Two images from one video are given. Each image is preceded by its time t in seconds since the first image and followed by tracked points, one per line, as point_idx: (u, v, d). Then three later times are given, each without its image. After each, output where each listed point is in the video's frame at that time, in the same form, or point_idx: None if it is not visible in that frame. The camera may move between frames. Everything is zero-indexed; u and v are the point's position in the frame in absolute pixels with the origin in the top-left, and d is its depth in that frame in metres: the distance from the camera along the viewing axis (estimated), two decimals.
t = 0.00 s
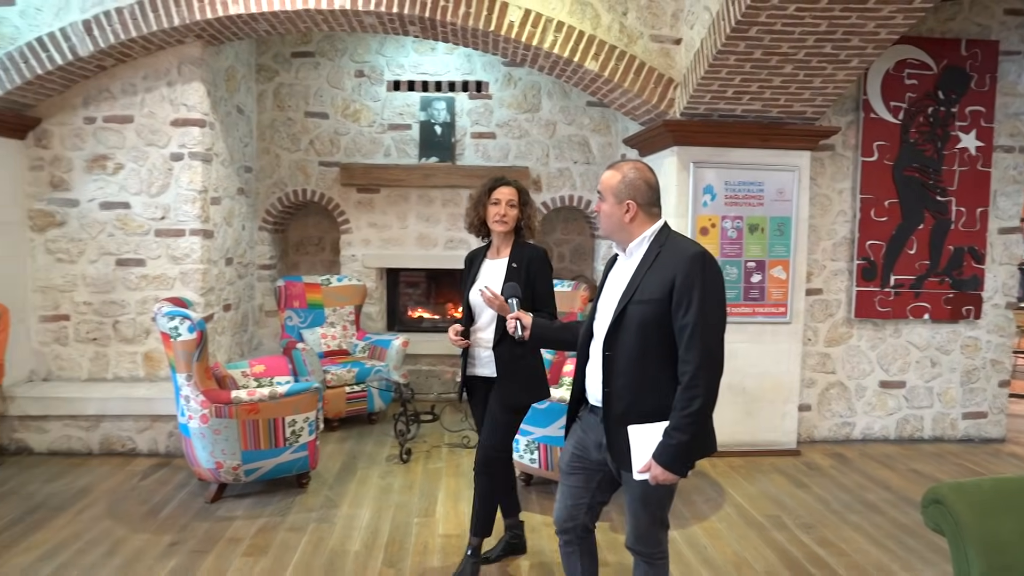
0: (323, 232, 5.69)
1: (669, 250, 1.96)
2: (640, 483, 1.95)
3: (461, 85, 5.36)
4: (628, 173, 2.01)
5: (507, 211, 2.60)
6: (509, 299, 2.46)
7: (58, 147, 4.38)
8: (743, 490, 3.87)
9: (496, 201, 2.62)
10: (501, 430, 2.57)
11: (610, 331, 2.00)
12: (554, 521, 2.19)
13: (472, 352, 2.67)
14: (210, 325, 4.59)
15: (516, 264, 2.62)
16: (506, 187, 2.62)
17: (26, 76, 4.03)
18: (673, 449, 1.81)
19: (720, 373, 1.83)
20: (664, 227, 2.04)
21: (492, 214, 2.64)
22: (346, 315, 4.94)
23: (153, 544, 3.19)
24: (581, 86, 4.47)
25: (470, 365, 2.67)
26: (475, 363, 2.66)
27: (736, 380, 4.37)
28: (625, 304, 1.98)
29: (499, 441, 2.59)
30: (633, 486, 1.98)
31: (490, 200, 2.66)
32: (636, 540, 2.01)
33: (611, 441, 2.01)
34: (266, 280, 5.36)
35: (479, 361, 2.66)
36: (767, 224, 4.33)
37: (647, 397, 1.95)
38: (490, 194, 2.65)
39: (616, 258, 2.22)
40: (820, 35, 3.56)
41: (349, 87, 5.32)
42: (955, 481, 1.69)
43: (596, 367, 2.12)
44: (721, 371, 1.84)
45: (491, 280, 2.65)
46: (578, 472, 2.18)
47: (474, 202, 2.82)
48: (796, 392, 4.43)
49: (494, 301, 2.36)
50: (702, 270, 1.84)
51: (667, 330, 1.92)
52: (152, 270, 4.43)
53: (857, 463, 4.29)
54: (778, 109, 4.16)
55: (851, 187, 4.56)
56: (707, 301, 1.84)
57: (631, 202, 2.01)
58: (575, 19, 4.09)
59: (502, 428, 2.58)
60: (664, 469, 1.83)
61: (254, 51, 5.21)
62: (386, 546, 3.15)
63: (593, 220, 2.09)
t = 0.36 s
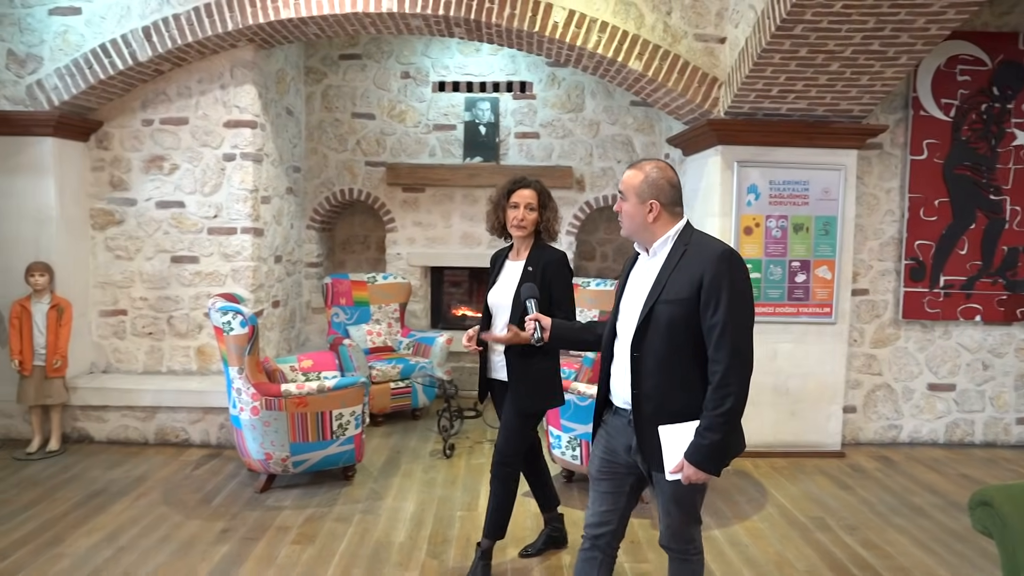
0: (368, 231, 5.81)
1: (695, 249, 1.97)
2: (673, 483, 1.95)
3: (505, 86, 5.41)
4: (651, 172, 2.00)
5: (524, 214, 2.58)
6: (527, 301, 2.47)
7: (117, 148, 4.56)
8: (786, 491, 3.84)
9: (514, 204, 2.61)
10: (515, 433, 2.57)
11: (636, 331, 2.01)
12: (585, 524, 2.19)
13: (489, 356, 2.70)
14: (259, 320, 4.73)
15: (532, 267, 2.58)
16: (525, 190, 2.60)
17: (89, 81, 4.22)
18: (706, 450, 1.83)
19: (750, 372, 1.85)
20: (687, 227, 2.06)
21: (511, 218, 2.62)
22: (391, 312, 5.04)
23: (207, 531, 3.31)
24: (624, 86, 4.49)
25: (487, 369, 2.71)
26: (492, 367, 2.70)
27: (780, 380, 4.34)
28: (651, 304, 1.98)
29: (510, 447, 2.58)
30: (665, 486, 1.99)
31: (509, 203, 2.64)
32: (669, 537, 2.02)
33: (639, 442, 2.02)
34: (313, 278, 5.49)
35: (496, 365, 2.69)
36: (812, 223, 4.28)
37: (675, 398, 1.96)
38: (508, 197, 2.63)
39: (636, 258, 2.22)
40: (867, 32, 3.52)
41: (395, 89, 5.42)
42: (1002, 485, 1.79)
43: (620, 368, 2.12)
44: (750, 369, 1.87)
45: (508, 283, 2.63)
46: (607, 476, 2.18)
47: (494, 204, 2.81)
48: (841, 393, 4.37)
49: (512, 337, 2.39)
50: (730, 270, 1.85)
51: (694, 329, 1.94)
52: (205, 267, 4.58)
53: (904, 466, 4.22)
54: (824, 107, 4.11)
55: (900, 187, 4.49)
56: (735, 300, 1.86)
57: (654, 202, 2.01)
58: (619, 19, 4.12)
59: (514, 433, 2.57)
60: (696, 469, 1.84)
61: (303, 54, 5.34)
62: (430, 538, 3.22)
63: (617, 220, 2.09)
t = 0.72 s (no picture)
0: (392, 231, 5.86)
1: (687, 248, 1.98)
2: (669, 487, 1.96)
3: (529, 87, 5.44)
4: (641, 172, 2.03)
5: (533, 216, 2.58)
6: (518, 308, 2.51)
7: (147, 150, 4.63)
8: (812, 493, 3.83)
9: (523, 206, 2.60)
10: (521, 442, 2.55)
11: (630, 333, 2.01)
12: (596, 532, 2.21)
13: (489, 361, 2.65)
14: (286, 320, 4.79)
15: (539, 270, 2.58)
16: (534, 192, 2.61)
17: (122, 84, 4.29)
18: (702, 451, 1.83)
19: (745, 371, 1.85)
20: (679, 226, 2.06)
21: (518, 219, 2.61)
22: (416, 312, 5.08)
23: (238, 527, 3.35)
24: (649, 87, 4.50)
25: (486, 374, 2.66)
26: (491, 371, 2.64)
27: (805, 382, 4.33)
28: (644, 305, 1.98)
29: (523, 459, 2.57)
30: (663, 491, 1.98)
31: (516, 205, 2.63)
32: (675, 543, 2.02)
33: (635, 444, 2.02)
34: (338, 278, 5.55)
35: (496, 371, 2.63)
36: (839, 225, 4.26)
37: (670, 399, 1.96)
38: (516, 199, 2.63)
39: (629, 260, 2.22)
40: (897, 33, 3.50)
41: (420, 90, 5.45)
42: None
43: (614, 372, 2.13)
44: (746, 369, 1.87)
45: (513, 287, 2.61)
46: (611, 482, 2.19)
47: (499, 207, 2.81)
48: (867, 395, 4.35)
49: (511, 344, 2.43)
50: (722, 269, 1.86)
51: (689, 330, 1.93)
52: (233, 268, 4.64)
53: (931, 469, 4.20)
54: (852, 108, 4.09)
55: (927, 188, 4.46)
56: (729, 299, 1.86)
57: (644, 202, 2.04)
58: (645, 21, 4.13)
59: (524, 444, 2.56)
60: (693, 471, 1.85)
61: (328, 56, 5.39)
62: (458, 537, 3.25)
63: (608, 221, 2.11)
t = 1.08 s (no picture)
0: (403, 231, 5.86)
1: (673, 244, 1.96)
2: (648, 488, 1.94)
3: (541, 87, 5.44)
4: (631, 167, 2.01)
5: (539, 214, 2.54)
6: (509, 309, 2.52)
7: (162, 149, 4.64)
8: (829, 493, 3.83)
9: (529, 204, 2.56)
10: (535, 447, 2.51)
11: (614, 329, 2.00)
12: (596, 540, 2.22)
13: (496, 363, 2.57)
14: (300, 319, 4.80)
15: (551, 270, 2.56)
16: (539, 189, 2.57)
17: (137, 84, 4.30)
18: (681, 450, 1.81)
19: (729, 369, 1.83)
20: (667, 222, 2.04)
21: (523, 218, 2.57)
22: (428, 312, 5.09)
23: (257, 526, 3.35)
24: (664, 87, 4.50)
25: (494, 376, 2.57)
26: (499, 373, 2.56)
27: (820, 382, 4.33)
28: (629, 300, 1.97)
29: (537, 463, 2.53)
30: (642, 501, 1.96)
31: (521, 203, 2.59)
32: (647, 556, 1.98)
33: (617, 443, 2.01)
34: (351, 277, 5.56)
35: (506, 373, 2.55)
36: (854, 225, 4.26)
37: (653, 397, 1.95)
38: (520, 196, 2.58)
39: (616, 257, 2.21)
40: (916, 33, 3.50)
41: (432, 90, 5.46)
42: None
43: (599, 370, 2.12)
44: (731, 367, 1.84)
45: (524, 287, 2.58)
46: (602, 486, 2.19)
47: (498, 206, 2.75)
48: (882, 395, 4.35)
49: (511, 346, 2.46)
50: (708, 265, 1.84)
51: (673, 326, 1.92)
52: (247, 267, 4.65)
53: (946, 469, 4.19)
54: (867, 109, 4.09)
55: (942, 188, 4.45)
56: (714, 294, 1.84)
57: (632, 197, 2.01)
58: (661, 21, 4.13)
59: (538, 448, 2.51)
60: (672, 470, 1.83)
61: (341, 56, 5.40)
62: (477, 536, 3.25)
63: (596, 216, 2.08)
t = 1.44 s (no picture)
0: (411, 230, 5.87)
1: (671, 242, 1.88)
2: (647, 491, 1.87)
3: (550, 86, 5.45)
4: (625, 163, 1.92)
5: (528, 211, 2.44)
6: (500, 308, 2.45)
7: (173, 148, 4.66)
8: (839, 491, 3.84)
9: (517, 201, 2.45)
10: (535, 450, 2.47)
11: (611, 330, 1.91)
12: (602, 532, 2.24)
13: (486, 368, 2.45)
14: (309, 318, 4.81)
15: (543, 269, 2.47)
16: (526, 185, 2.46)
17: (148, 83, 4.31)
18: (683, 454, 1.74)
19: (732, 369, 1.76)
20: (663, 219, 1.96)
21: (511, 215, 2.47)
22: (437, 311, 5.10)
23: (271, 524, 3.36)
24: (673, 87, 4.52)
25: (485, 382, 2.45)
26: (493, 378, 2.44)
27: (829, 381, 4.35)
28: (626, 301, 1.88)
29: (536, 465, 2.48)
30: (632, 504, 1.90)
31: (508, 200, 2.48)
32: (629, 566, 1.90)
33: (616, 448, 1.93)
34: (359, 276, 5.57)
35: (500, 376, 2.44)
36: (864, 224, 4.27)
37: (653, 400, 1.88)
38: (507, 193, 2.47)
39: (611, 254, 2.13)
40: (927, 33, 3.51)
41: (441, 89, 5.47)
42: None
43: (597, 373, 2.04)
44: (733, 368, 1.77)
45: (514, 288, 2.48)
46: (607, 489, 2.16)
47: (484, 204, 2.63)
48: (891, 394, 4.36)
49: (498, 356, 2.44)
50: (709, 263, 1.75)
51: (673, 326, 1.84)
52: (258, 265, 4.66)
53: (955, 468, 4.21)
54: (877, 108, 4.10)
55: (951, 187, 4.46)
56: (715, 293, 1.76)
57: (627, 194, 1.94)
58: (671, 20, 4.14)
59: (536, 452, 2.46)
60: (675, 474, 1.75)
61: (350, 55, 5.41)
62: (490, 534, 3.27)
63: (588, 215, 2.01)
